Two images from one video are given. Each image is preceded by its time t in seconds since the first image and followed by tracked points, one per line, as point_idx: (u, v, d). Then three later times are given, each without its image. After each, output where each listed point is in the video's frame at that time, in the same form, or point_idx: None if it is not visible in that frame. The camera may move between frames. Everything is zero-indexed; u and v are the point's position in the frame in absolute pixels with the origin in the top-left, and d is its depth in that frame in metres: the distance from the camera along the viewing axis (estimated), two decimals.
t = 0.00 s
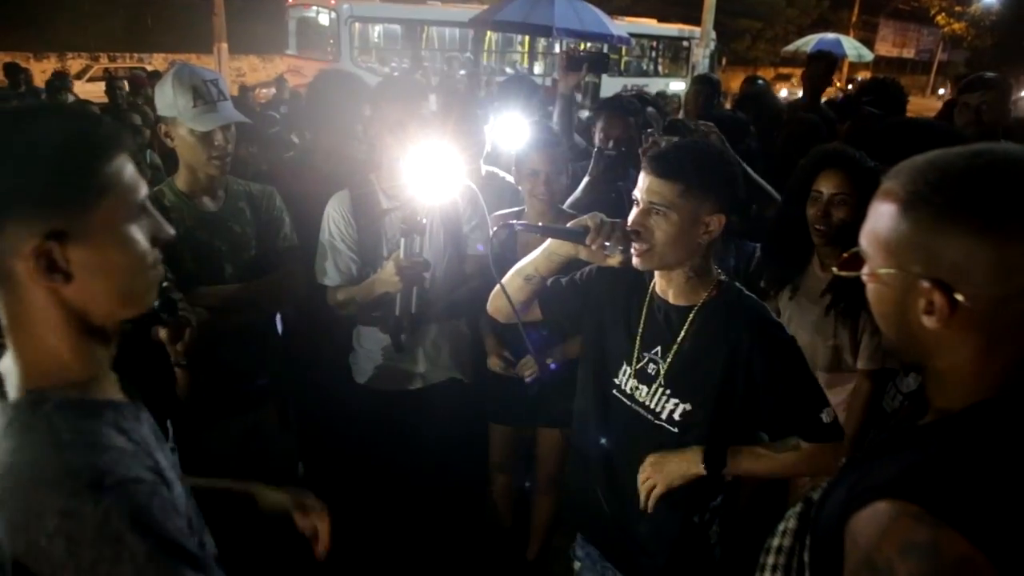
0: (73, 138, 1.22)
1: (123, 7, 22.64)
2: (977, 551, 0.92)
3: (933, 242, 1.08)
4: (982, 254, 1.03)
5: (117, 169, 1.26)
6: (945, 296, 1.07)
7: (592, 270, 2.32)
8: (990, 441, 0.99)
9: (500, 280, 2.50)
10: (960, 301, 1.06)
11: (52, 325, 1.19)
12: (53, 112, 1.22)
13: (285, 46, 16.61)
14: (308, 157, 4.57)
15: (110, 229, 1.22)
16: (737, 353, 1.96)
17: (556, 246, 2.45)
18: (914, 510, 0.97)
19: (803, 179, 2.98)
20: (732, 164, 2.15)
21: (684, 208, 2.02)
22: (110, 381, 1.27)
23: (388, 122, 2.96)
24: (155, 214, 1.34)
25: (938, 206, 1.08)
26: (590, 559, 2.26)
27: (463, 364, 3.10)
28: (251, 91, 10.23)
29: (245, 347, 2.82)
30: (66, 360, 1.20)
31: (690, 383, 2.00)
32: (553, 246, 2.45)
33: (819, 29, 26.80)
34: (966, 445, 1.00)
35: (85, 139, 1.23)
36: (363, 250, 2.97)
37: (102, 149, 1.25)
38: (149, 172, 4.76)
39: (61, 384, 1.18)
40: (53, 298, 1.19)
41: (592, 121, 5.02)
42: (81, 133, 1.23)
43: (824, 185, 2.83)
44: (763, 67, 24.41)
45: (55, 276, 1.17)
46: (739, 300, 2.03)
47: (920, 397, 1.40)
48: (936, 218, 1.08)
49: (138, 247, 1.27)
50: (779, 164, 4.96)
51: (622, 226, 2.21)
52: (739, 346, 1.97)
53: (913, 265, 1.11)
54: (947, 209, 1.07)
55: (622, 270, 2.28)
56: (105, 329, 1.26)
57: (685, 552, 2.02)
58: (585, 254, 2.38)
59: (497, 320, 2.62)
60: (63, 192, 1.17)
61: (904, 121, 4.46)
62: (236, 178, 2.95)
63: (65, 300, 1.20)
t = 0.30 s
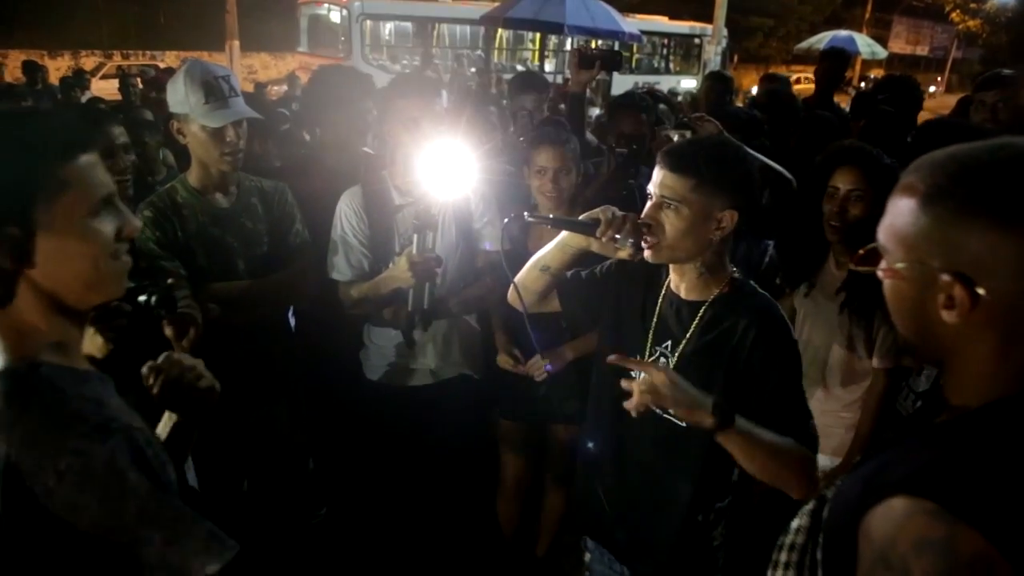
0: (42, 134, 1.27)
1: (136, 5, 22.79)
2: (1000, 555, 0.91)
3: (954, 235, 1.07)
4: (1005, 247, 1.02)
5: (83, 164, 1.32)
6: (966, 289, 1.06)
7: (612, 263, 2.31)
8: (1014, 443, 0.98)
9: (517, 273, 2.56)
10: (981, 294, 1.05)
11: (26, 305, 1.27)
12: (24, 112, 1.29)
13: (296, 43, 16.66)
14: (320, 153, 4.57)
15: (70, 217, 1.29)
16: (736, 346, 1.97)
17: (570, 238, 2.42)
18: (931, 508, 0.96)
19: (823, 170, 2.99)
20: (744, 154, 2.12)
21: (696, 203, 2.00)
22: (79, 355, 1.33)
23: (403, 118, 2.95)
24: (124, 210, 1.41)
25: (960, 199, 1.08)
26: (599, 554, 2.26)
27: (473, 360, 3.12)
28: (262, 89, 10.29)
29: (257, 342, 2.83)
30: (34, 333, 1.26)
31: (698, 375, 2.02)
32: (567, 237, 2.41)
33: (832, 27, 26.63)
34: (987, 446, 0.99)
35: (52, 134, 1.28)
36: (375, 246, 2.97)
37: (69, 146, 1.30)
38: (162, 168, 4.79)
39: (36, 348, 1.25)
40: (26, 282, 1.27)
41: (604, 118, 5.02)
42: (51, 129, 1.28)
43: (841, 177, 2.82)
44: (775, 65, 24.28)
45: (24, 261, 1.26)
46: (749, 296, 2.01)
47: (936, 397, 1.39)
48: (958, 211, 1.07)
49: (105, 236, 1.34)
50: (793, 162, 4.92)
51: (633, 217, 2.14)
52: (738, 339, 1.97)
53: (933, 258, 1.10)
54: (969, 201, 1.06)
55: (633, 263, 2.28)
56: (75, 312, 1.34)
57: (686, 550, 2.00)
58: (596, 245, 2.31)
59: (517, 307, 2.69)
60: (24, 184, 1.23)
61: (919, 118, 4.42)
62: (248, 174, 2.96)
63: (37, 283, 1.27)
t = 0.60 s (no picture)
0: (40, 124, 1.20)
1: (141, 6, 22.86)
2: (1008, 555, 0.90)
3: (963, 232, 1.07)
4: (1015, 244, 1.02)
5: (84, 156, 1.25)
6: (975, 286, 1.06)
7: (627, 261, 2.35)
8: None
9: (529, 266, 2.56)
10: (989, 292, 1.05)
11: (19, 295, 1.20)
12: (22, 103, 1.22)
13: (300, 43, 16.70)
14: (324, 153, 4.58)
15: (69, 207, 1.22)
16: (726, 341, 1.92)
17: (573, 233, 2.43)
18: (937, 507, 0.96)
19: (835, 169, 2.97)
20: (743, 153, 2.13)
21: (691, 200, 2.00)
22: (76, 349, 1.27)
23: (409, 117, 2.93)
24: (120, 204, 1.34)
25: (969, 196, 1.07)
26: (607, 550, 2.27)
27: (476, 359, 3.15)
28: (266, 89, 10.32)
29: (262, 341, 2.84)
30: (24, 325, 1.20)
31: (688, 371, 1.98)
32: (570, 231, 2.42)
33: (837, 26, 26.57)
34: (995, 446, 0.99)
35: (54, 126, 1.21)
36: (381, 245, 2.97)
37: (70, 136, 1.23)
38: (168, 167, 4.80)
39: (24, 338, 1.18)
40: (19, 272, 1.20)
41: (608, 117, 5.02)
42: (53, 121, 1.21)
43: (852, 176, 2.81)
44: (779, 64, 24.23)
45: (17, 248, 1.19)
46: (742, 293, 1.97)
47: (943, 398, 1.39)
48: (967, 208, 1.07)
49: (101, 229, 1.27)
50: (798, 161, 4.91)
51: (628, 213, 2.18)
52: (729, 336, 1.93)
53: (942, 256, 1.09)
54: (978, 199, 1.06)
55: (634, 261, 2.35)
56: (67, 308, 1.27)
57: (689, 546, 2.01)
58: (595, 239, 2.36)
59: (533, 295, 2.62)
60: (20, 173, 1.16)
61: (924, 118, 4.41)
62: (252, 173, 2.97)
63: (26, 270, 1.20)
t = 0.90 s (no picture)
0: (35, 134, 1.22)
1: (139, 11, 22.88)
2: (1004, 557, 0.90)
3: (958, 233, 1.07)
4: (1010, 245, 1.02)
5: (81, 164, 1.26)
6: (970, 288, 1.06)
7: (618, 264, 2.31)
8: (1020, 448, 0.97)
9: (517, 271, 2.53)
10: (984, 293, 1.05)
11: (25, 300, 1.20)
12: (22, 116, 1.25)
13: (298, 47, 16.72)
14: (321, 157, 4.58)
15: (68, 212, 1.22)
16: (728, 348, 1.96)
17: (567, 237, 2.45)
18: (932, 509, 0.96)
19: (823, 172, 2.98)
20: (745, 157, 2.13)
21: (691, 204, 2.02)
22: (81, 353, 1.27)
23: (406, 121, 2.95)
24: (120, 211, 1.34)
25: (964, 198, 1.08)
26: (601, 555, 2.27)
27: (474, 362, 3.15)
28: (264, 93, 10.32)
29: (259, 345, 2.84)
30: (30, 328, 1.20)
31: (698, 376, 1.99)
32: (563, 236, 2.45)
33: (834, 29, 26.64)
34: (989, 449, 0.99)
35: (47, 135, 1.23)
36: (379, 249, 2.98)
37: (65, 144, 1.24)
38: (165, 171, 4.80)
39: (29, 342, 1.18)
40: (23, 277, 1.20)
41: (606, 120, 5.03)
42: (48, 131, 1.23)
43: (844, 177, 2.80)
44: (776, 67, 24.27)
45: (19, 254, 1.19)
46: (750, 302, 2.00)
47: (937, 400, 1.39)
48: (961, 210, 1.07)
49: (102, 234, 1.27)
50: (795, 163, 4.91)
51: (626, 217, 2.21)
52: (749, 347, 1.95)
53: (937, 258, 1.10)
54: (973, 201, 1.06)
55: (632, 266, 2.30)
56: (73, 310, 1.27)
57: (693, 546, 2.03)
58: (591, 242, 2.38)
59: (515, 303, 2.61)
60: (12, 181, 1.17)
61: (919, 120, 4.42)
62: (250, 177, 2.97)
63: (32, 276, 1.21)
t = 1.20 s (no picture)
0: (43, 169, 1.29)
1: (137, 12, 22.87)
2: (992, 555, 0.92)
3: (950, 233, 1.08)
4: (1002, 244, 1.03)
5: (91, 196, 1.33)
6: (963, 286, 1.06)
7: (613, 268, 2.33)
8: (1009, 449, 0.98)
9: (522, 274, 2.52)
10: (976, 291, 1.05)
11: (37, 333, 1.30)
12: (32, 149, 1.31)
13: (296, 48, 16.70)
14: (318, 159, 4.58)
15: (82, 246, 1.30)
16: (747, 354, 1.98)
17: (575, 246, 2.41)
18: (925, 510, 0.97)
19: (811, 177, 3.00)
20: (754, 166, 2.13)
21: (702, 213, 2.03)
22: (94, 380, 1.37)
23: (402, 122, 2.92)
24: (133, 240, 1.40)
25: (955, 197, 1.08)
26: (599, 559, 2.21)
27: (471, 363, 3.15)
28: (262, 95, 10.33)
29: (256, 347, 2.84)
30: (48, 359, 1.30)
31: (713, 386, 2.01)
32: (573, 243, 2.42)
33: (831, 31, 26.69)
34: (980, 450, 0.99)
35: (55, 169, 1.30)
36: (375, 251, 2.98)
37: (72, 178, 1.31)
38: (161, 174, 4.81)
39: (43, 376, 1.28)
40: (38, 312, 1.30)
41: (603, 122, 5.04)
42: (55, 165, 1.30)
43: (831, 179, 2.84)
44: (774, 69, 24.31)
45: (31, 291, 1.29)
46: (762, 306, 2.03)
47: (933, 403, 1.40)
48: (954, 210, 1.08)
49: (115, 266, 1.34)
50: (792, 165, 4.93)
51: (642, 227, 2.21)
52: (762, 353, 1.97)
53: (929, 257, 1.10)
54: (965, 200, 1.07)
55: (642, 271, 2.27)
56: (88, 341, 1.36)
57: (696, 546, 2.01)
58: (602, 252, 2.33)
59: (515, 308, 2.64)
60: (29, 218, 1.26)
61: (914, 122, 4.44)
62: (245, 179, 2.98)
63: (48, 309, 1.30)
